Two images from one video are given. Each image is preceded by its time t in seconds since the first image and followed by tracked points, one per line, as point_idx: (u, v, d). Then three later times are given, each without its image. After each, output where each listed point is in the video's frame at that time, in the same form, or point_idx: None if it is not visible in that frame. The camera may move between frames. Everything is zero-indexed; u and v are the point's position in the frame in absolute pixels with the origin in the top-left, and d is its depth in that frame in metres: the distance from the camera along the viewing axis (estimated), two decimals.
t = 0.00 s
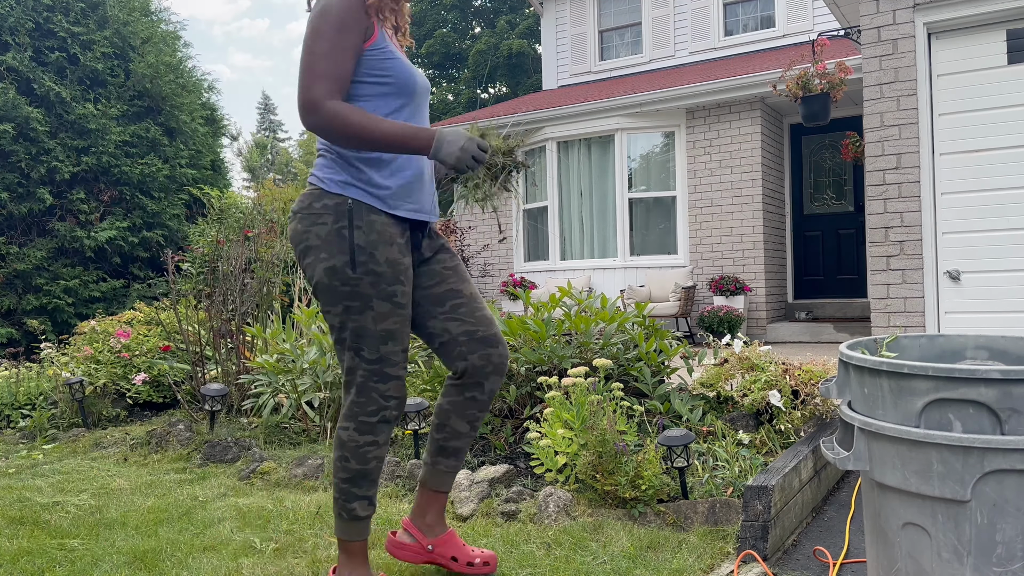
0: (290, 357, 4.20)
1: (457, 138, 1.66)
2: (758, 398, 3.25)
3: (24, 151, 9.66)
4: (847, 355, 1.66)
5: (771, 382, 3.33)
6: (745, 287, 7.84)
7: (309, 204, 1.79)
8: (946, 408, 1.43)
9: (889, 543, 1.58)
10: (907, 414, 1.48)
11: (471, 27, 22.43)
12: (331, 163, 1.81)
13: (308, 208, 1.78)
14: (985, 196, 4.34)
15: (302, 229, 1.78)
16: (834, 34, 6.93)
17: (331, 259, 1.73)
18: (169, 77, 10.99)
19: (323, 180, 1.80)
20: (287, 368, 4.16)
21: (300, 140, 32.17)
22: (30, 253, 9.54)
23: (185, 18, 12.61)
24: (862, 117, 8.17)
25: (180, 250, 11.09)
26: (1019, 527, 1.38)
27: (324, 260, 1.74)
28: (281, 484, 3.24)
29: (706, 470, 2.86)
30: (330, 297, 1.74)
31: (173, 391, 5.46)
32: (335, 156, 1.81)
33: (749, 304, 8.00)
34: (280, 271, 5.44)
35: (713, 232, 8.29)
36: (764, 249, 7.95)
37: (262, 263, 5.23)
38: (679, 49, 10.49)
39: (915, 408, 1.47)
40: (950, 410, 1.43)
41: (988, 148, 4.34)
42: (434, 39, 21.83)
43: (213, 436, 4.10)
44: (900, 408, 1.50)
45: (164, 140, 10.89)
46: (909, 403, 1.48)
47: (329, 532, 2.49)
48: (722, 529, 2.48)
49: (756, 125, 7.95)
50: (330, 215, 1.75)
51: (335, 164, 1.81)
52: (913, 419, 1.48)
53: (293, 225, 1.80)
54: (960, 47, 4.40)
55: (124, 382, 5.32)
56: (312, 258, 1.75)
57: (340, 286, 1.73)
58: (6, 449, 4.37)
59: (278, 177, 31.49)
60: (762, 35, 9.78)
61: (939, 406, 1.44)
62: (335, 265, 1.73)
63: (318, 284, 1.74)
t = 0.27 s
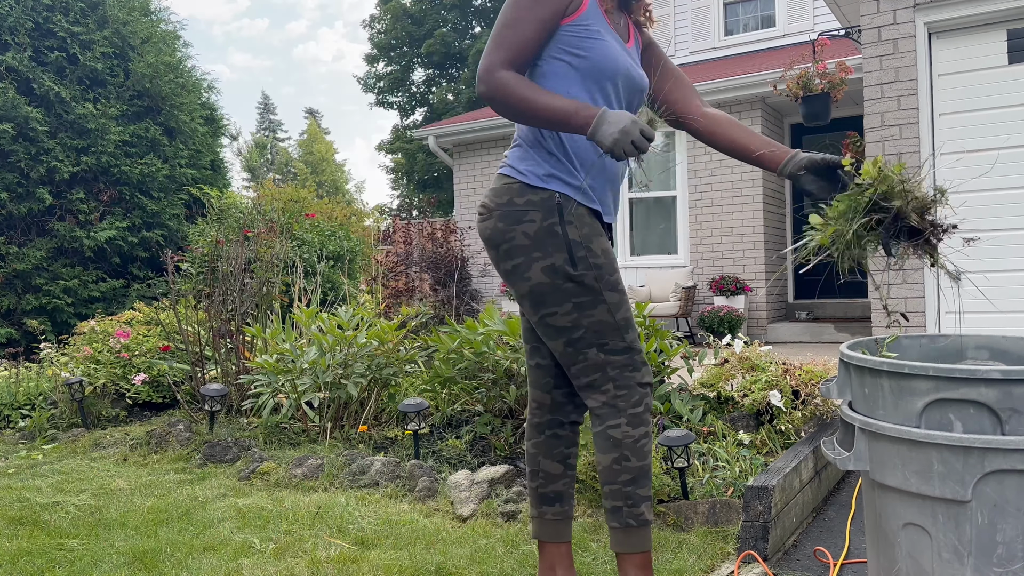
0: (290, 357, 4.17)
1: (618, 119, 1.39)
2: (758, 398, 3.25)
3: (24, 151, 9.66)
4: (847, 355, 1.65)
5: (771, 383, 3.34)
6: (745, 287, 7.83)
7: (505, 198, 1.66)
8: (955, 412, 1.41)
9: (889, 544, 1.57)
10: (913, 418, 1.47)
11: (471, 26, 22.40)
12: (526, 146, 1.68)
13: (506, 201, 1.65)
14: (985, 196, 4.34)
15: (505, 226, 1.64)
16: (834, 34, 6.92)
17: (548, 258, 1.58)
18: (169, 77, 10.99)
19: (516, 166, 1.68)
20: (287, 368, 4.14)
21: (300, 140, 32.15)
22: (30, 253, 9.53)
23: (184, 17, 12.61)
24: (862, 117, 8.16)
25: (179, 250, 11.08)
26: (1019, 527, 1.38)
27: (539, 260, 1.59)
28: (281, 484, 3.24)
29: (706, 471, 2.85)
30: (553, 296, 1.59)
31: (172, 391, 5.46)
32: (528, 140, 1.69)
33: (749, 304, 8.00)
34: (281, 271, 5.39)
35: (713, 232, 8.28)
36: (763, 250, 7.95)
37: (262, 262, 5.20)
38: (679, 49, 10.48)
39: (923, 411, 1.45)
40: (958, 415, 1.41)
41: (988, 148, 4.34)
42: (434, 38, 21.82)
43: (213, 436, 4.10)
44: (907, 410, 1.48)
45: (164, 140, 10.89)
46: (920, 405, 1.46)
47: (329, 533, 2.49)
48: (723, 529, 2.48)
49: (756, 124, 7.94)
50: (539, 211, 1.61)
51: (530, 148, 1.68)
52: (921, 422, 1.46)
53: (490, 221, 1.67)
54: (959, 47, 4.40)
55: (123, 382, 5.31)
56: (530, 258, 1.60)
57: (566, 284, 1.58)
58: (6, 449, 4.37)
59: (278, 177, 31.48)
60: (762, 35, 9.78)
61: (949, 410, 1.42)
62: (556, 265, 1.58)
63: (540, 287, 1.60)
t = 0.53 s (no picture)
0: (291, 357, 4.17)
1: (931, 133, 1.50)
2: (758, 398, 3.25)
3: (24, 151, 9.67)
4: (847, 355, 1.65)
5: (772, 382, 3.34)
6: (745, 287, 7.82)
7: (629, 164, 1.47)
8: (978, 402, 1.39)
9: (889, 543, 1.57)
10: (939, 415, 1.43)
11: (471, 26, 22.37)
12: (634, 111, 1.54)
13: (635, 167, 1.47)
14: (985, 196, 4.34)
15: (629, 194, 1.46)
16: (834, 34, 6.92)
17: (668, 239, 1.46)
18: (169, 77, 10.99)
19: (634, 128, 1.50)
20: (287, 368, 4.13)
21: (300, 140, 32.14)
22: (30, 253, 9.54)
23: (184, 17, 12.61)
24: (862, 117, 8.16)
25: (179, 250, 11.08)
26: (1019, 527, 1.38)
27: (657, 239, 1.46)
28: (281, 484, 3.23)
29: (706, 470, 2.85)
30: (654, 281, 1.46)
31: (172, 391, 5.46)
32: (636, 105, 1.54)
33: (749, 304, 8.00)
34: (281, 271, 5.39)
35: (713, 232, 8.29)
36: (763, 250, 7.95)
37: (262, 262, 5.21)
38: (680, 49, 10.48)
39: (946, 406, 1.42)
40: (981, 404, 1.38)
41: (988, 148, 4.34)
42: (434, 38, 21.80)
43: (213, 436, 4.10)
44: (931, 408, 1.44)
45: (163, 140, 10.89)
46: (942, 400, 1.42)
47: (329, 533, 2.49)
48: (722, 529, 2.48)
49: (756, 124, 7.95)
50: (669, 187, 1.48)
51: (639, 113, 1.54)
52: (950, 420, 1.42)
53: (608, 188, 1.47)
54: (959, 48, 4.40)
55: (123, 382, 5.30)
56: (648, 236, 1.45)
57: (670, 271, 1.47)
58: (6, 449, 4.37)
59: (278, 177, 31.48)
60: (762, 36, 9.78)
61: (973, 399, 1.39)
62: (669, 247, 1.46)
63: (648, 267, 1.46)
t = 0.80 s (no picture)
0: (291, 357, 4.16)
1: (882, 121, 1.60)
2: (758, 398, 3.25)
3: (24, 151, 9.67)
4: (847, 355, 1.65)
5: (772, 383, 3.33)
6: (745, 287, 7.82)
7: (645, 165, 1.47)
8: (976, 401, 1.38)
9: (889, 544, 1.57)
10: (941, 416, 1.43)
11: (471, 25, 22.33)
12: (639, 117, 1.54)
13: (652, 167, 1.48)
14: (985, 196, 4.34)
15: (647, 194, 1.46)
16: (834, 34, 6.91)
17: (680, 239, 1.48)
18: (168, 76, 10.99)
19: (645, 131, 1.51)
20: (286, 368, 4.14)
21: (300, 140, 32.14)
22: (30, 253, 9.54)
23: (184, 17, 12.61)
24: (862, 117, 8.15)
25: (179, 250, 11.08)
26: (1019, 527, 1.38)
27: (670, 238, 1.47)
28: (281, 484, 3.23)
29: (706, 471, 2.85)
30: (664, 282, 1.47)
31: (172, 391, 5.46)
32: (641, 110, 1.54)
33: (749, 304, 8.00)
34: (281, 271, 5.40)
35: (713, 232, 8.29)
36: (763, 249, 7.95)
37: (262, 262, 5.21)
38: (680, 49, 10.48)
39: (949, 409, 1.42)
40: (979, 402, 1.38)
41: (988, 148, 4.34)
42: (434, 38, 21.79)
43: (213, 436, 4.10)
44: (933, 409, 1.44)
45: (163, 140, 10.89)
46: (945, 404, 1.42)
47: (329, 533, 2.48)
48: (722, 529, 2.47)
49: (756, 125, 7.95)
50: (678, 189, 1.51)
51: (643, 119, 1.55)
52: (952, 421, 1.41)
53: (627, 187, 1.46)
54: (959, 47, 4.39)
55: (123, 382, 5.30)
56: (665, 235, 1.46)
57: (678, 272, 1.50)
58: (6, 449, 4.37)
59: (278, 177, 31.48)
60: (762, 36, 9.78)
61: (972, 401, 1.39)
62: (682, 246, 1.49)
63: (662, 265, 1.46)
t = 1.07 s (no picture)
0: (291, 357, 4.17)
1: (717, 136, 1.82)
2: (758, 398, 3.25)
3: (24, 151, 9.66)
4: (847, 356, 1.65)
5: (771, 382, 3.33)
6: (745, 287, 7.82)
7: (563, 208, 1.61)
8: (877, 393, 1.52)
9: (889, 544, 1.57)
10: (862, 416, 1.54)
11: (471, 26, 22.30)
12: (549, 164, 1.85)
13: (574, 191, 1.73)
14: (986, 196, 4.34)
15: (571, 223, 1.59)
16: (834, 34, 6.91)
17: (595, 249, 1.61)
18: (168, 76, 10.98)
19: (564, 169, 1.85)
20: (286, 368, 4.15)
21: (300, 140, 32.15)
22: (30, 253, 9.53)
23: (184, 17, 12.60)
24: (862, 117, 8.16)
25: (179, 250, 11.08)
26: (1019, 527, 1.37)
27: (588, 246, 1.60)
28: (281, 484, 3.23)
29: (706, 471, 2.85)
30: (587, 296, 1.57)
31: (172, 391, 5.46)
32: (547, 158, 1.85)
33: (749, 304, 8.00)
34: (281, 271, 5.41)
35: (713, 232, 8.29)
36: (763, 249, 7.94)
37: (262, 262, 5.21)
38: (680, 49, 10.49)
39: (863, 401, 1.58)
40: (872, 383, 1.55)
41: (988, 148, 4.34)
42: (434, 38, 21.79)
43: (213, 436, 4.10)
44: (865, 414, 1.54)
45: (163, 140, 10.89)
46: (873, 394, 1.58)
47: (329, 533, 2.48)
48: (722, 529, 2.47)
49: (756, 124, 7.94)
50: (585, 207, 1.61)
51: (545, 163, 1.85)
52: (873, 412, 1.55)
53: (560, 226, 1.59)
54: (960, 47, 4.39)
55: (123, 382, 5.30)
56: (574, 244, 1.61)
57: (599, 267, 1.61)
58: (5, 449, 4.37)
59: (278, 176, 31.48)
60: (762, 36, 9.78)
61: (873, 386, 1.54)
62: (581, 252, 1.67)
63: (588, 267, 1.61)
